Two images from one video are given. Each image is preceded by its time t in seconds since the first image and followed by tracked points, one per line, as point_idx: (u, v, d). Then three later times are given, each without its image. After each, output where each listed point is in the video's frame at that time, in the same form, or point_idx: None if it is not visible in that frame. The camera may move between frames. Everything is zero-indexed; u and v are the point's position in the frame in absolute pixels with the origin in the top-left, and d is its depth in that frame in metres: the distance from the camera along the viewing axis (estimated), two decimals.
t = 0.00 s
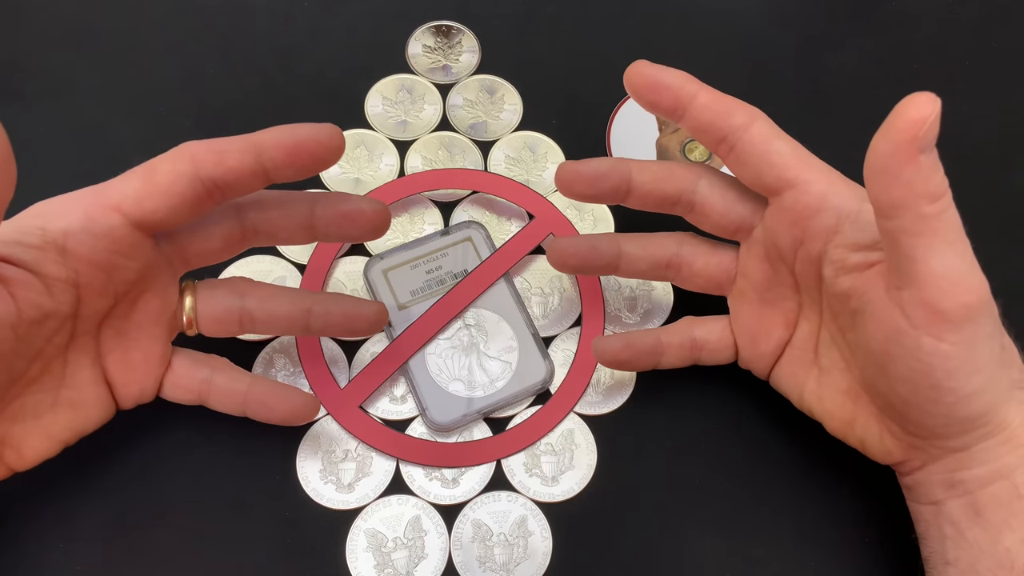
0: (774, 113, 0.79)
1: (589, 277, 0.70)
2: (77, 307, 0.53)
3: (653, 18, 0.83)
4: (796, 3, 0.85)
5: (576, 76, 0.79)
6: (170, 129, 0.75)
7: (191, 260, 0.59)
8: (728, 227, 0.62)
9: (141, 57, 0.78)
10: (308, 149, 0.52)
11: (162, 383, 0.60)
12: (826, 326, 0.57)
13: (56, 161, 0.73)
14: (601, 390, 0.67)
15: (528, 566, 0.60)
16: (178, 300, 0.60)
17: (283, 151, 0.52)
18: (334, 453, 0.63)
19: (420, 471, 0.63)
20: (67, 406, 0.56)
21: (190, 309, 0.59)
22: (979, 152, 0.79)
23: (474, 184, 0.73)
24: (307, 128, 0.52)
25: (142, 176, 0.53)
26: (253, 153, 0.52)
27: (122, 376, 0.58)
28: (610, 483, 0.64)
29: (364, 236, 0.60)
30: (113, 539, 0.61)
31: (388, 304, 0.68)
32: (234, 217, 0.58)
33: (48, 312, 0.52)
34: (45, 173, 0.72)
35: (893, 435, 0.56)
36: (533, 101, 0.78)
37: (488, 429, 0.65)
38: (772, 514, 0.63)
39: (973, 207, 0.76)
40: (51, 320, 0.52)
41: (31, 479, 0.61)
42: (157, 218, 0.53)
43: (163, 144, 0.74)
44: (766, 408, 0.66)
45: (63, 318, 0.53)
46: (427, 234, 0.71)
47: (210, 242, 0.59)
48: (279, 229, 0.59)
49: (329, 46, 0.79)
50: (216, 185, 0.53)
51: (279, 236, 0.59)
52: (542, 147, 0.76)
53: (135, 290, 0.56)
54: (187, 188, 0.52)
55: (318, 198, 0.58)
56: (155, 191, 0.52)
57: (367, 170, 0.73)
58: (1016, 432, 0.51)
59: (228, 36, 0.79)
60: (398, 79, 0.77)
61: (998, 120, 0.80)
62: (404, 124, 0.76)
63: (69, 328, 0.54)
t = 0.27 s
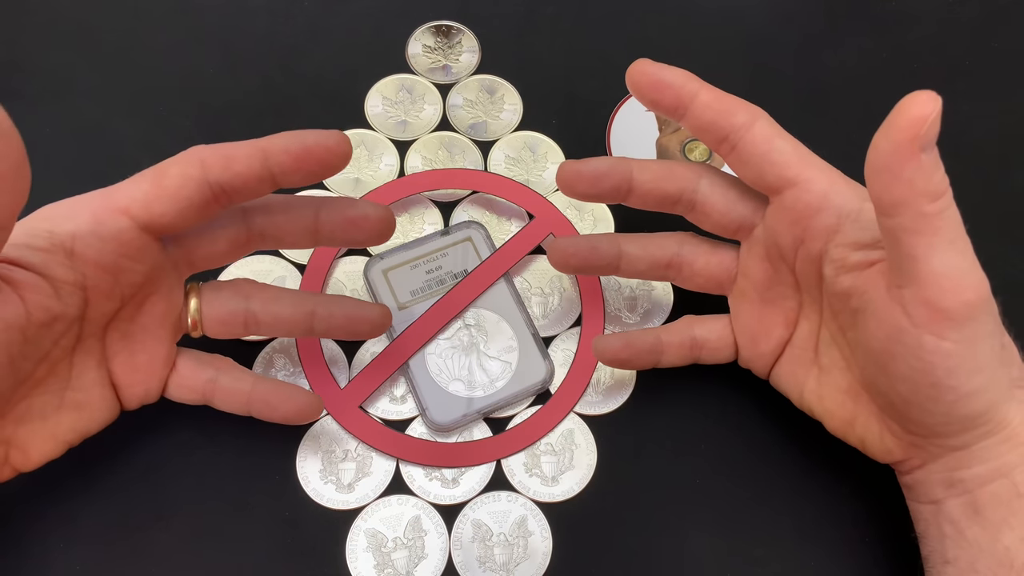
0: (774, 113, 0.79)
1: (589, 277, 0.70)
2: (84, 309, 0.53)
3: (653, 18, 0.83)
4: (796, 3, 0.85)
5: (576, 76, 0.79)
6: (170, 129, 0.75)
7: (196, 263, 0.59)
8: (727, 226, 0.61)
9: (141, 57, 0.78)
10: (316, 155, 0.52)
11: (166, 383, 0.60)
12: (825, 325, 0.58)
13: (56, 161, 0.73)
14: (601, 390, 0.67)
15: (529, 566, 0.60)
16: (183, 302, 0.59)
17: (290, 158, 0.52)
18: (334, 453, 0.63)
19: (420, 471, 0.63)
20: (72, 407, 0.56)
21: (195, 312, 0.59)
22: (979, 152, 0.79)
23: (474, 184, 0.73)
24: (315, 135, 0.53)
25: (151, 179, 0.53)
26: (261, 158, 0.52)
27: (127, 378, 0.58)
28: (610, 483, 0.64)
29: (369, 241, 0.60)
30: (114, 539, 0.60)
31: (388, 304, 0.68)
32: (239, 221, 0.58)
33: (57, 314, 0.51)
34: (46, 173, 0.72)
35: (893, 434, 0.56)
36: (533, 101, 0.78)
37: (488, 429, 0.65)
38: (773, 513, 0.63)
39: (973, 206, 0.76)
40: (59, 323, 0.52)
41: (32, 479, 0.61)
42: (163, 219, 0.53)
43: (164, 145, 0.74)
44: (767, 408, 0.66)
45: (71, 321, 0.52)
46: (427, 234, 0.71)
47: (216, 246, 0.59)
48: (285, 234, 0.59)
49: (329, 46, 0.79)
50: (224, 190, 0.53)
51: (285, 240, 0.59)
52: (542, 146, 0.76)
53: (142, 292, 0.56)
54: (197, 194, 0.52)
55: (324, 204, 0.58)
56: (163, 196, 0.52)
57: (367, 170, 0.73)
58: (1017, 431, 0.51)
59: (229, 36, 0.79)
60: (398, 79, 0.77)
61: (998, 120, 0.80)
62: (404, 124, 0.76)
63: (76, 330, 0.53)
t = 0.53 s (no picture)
0: (774, 113, 0.79)
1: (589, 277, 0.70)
2: (88, 311, 0.53)
3: (653, 18, 0.83)
4: (796, 3, 0.85)
5: (576, 76, 0.79)
6: (171, 130, 0.75)
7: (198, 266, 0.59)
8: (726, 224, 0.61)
9: (142, 57, 0.78)
10: (319, 163, 0.53)
11: (167, 379, 0.60)
12: (826, 325, 0.57)
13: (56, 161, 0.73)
14: (600, 390, 0.67)
15: (529, 566, 0.60)
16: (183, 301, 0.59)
17: (294, 165, 0.52)
18: (334, 452, 0.63)
19: (420, 471, 0.63)
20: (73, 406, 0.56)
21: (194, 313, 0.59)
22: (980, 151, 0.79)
23: (474, 184, 0.73)
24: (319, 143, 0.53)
25: (155, 183, 0.53)
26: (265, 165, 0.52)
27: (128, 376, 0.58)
28: (611, 483, 0.64)
29: (368, 253, 0.60)
30: (114, 539, 0.60)
31: (388, 304, 0.68)
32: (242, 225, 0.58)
33: (63, 316, 0.51)
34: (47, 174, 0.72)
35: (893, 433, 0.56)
36: (533, 101, 0.78)
37: (488, 429, 0.65)
38: (774, 513, 0.63)
39: (974, 206, 0.76)
40: (64, 325, 0.51)
41: (32, 478, 0.61)
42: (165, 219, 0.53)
43: (164, 145, 0.74)
44: (767, 408, 0.66)
45: (75, 322, 0.52)
46: (427, 234, 0.71)
47: (218, 250, 0.59)
48: (286, 241, 0.59)
49: (330, 46, 0.79)
50: (227, 195, 0.53)
51: (286, 247, 0.59)
52: (542, 146, 0.76)
53: (145, 292, 0.56)
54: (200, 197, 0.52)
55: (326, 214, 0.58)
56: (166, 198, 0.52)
57: (368, 170, 0.73)
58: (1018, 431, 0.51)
59: (229, 36, 0.79)
60: (398, 79, 0.77)
61: (999, 119, 0.80)
62: (404, 124, 0.76)
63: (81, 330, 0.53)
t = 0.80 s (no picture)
0: (773, 113, 0.80)
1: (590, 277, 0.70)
2: (88, 313, 0.53)
3: (653, 18, 0.83)
4: (796, 3, 0.85)
5: (576, 76, 0.79)
6: (170, 129, 0.75)
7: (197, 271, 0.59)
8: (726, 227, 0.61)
9: (141, 56, 0.78)
10: (319, 167, 0.53)
11: (166, 380, 0.60)
12: (823, 327, 0.57)
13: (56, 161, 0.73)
14: (600, 390, 0.67)
15: (529, 565, 0.60)
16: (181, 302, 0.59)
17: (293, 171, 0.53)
18: (334, 452, 0.63)
19: (420, 471, 0.63)
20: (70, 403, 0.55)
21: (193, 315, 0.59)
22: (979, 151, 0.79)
23: (474, 184, 0.73)
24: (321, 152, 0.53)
25: (155, 184, 0.53)
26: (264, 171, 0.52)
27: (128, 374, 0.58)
28: (611, 483, 0.64)
29: (369, 261, 0.60)
30: (115, 539, 0.60)
31: (388, 304, 0.68)
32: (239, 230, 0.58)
33: (63, 319, 0.51)
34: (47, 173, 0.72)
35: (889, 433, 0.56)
36: (533, 101, 0.78)
37: (488, 429, 0.65)
38: (772, 513, 0.63)
39: (973, 207, 0.76)
40: (64, 327, 0.51)
41: (31, 478, 0.61)
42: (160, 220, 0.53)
43: (164, 145, 0.74)
44: (767, 408, 0.66)
45: (75, 325, 0.52)
46: (427, 234, 0.71)
47: (217, 254, 0.59)
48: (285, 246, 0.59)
49: (330, 46, 0.79)
50: (227, 198, 0.53)
51: (283, 253, 0.59)
52: (542, 147, 0.76)
53: (144, 294, 0.56)
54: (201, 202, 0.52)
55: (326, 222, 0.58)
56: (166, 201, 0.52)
57: (368, 169, 0.73)
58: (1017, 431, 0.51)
59: (229, 36, 0.79)
60: (398, 79, 0.77)
61: (998, 119, 0.80)
62: (404, 124, 0.76)
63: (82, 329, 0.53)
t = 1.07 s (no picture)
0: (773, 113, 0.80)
1: (590, 277, 0.70)
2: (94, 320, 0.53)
3: (652, 18, 0.83)
4: (796, 3, 0.85)
5: (575, 76, 0.79)
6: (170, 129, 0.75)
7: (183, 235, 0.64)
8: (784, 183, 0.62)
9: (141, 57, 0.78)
10: (312, 150, 0.62)
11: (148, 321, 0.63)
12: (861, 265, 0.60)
13: (56, 161, 0.73)
14: (600, 390, 0.67)
15: (529, 565, 0.60)
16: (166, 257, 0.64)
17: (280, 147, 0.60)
18: (334, 452, 0.63)
19: (420, 470, 0.63)
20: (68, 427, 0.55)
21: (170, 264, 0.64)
22: (978, 151, 0.79)
23: (474, 184, 0.73)
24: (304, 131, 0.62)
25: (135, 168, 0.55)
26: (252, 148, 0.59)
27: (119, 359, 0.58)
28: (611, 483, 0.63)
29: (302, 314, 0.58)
30: (114, 540, 0.60)
31: (388, 303, 0.68)
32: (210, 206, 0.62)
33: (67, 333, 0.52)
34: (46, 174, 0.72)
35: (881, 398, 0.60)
36: (533, 101, 0.78)
37: (488, 429, 0.65)
38: (772, 515, 0.63)
39: (971, 208, 0.77)
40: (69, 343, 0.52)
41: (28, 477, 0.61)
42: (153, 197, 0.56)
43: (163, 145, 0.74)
44: (766, 410, 0.67)
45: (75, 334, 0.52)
46: (427, 234, 0.71)
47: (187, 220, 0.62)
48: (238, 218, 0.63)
49: (330, 45, 0.79)
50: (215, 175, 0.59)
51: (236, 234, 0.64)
52: (542, 146, 0.76)
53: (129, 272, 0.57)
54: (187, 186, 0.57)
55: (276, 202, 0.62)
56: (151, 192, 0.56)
57: (367, 169, 0.73)
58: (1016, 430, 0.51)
59: (229, 36, 0.79)
60: (398, 79, 0.77)
61: (996, 120, 0.81)
62: (404, 124, 0.76)
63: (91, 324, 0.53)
